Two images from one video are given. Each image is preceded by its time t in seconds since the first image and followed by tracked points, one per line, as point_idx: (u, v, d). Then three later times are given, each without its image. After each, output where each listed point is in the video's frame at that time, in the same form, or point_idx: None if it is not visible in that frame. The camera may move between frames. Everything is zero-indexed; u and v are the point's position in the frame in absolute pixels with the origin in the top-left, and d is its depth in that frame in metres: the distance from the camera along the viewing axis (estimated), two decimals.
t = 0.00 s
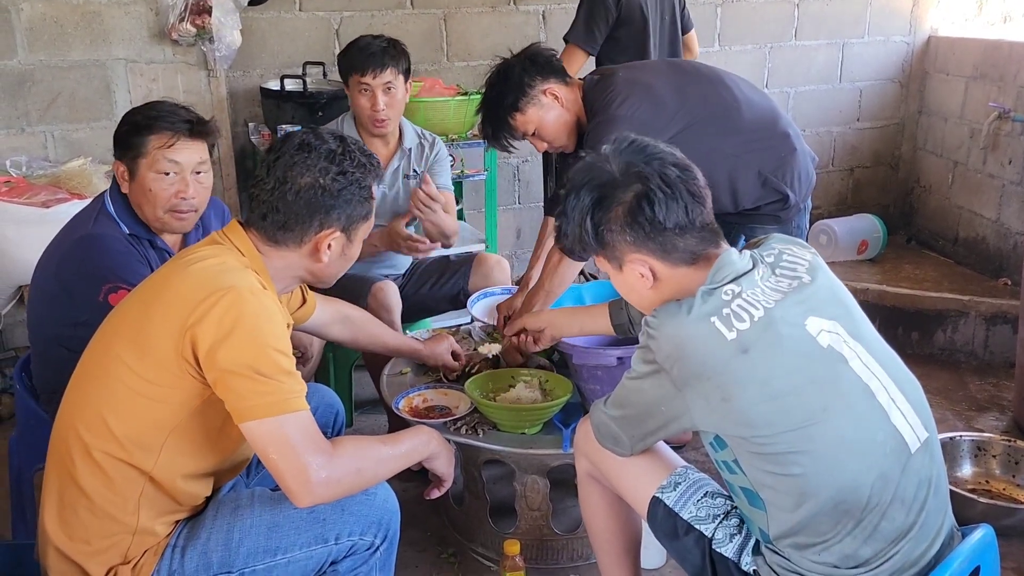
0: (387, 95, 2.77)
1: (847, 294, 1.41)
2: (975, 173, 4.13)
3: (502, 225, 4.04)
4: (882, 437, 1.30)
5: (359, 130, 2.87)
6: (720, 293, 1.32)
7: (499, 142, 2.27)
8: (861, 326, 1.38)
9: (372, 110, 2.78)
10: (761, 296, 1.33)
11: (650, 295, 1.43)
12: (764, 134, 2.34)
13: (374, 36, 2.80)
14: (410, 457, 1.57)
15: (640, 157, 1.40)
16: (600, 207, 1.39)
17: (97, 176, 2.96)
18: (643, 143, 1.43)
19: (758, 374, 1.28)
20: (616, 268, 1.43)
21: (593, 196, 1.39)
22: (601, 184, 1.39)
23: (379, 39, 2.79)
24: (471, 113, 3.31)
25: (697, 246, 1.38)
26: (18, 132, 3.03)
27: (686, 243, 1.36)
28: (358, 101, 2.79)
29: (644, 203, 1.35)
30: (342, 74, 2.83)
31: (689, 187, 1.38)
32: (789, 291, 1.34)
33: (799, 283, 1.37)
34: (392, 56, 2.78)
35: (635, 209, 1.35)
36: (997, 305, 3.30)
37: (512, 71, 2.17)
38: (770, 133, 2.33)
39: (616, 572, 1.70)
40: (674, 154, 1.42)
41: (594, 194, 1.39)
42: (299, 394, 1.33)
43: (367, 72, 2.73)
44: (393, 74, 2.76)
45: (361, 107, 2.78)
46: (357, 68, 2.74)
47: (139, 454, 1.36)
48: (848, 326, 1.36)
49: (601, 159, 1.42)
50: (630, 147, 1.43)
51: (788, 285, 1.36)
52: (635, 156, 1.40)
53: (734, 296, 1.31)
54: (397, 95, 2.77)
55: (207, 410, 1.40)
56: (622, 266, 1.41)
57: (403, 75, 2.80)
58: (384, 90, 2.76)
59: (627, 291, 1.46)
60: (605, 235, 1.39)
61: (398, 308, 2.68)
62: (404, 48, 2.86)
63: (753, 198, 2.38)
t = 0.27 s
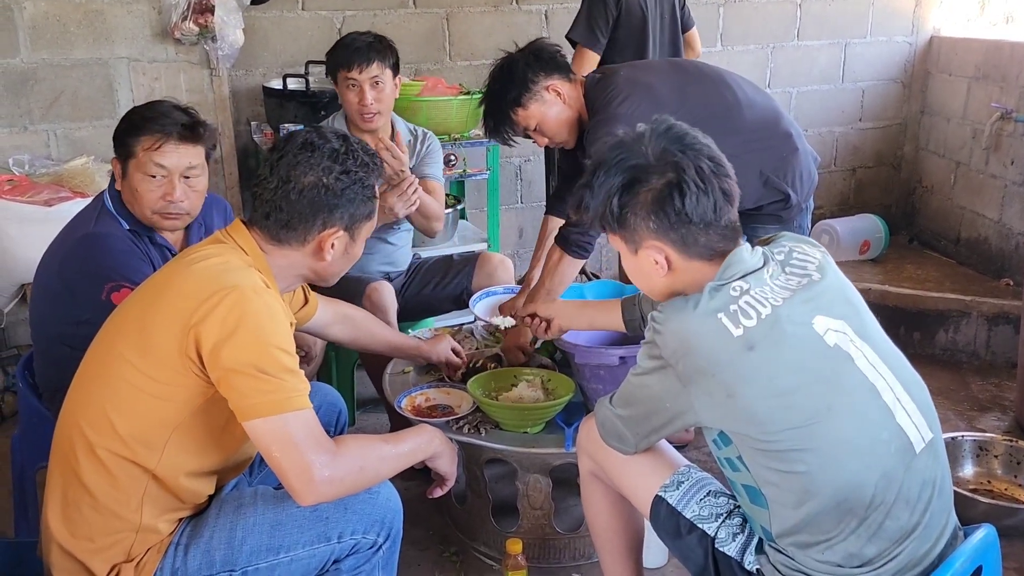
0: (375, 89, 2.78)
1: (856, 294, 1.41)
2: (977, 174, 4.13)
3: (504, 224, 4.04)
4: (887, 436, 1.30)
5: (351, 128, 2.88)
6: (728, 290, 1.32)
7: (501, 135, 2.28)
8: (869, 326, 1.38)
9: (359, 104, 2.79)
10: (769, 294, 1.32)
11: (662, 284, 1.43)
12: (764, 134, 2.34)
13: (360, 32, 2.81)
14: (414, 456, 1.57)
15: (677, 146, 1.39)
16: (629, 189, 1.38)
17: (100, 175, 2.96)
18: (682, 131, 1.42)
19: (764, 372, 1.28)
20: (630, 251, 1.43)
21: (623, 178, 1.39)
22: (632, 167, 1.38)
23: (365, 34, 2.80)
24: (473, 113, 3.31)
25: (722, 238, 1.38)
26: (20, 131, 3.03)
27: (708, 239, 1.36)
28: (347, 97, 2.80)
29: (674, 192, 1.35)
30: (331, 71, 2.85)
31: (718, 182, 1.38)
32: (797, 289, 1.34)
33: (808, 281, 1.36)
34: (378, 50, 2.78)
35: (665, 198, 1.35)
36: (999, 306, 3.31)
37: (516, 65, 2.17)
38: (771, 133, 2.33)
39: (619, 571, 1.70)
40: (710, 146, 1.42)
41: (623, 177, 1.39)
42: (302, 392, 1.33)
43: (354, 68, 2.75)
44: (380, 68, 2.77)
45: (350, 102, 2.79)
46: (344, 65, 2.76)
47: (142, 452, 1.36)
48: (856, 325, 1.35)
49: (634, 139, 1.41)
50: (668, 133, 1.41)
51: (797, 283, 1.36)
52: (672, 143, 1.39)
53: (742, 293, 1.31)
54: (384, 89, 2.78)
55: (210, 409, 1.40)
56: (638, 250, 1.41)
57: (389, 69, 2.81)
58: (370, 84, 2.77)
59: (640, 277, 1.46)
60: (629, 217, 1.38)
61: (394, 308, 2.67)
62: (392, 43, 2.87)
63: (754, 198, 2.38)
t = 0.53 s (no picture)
0: (367, 89, 2.78)
1: (869, 295, 1.41)
2: (979, 174, 4.13)
3: (506, 223, 4.05)
4: (894, 436, 1.29)
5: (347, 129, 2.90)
6: (738, 284, 1.33)
7: (503, 135, 2.29)
8: (879, 326, 1.38)
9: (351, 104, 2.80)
10: (779, 291, 1.33)
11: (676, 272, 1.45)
12: (765, 135, 2.34)
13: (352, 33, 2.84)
14: (417, 454, 1.57)
15: (715, 139, 1.38)
16: (657, 175, 1.38)
17: (103, 174, 2.97)
18: (722, 122, 1.41)
19: (772, 366, 1.29)
20: (649, 233, 1.44)
21: (653, 163, 1.39)
22: (667, 153, 1.38)
23: (357, 35, 2.82)
24: (475, 112, 3.32)
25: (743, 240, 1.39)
26: (24, 130, 3.04)
27: (727, 237, 1.38)
28: (340, 97, 2.82)
29: (702, 186, 1.35)
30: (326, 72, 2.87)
31: (750, 181, 1.38)
32: (808, 286, 1.35)
33: (821, 278, 1.37)
34: (370, 50, 2.80)
35: (691, 189, 1.35)
36: (1001, 306, 3.33)
37: (519, 66, 2.17)
38: (771, 134, 2.34)
39: (621, 569, 1.71)
40: (749, 144, 1.41)
41: (654, 163, 1.39)
42: (306, 390, 1.34)
43: (345, 68, 2.76)
44: (371, 68, 2.78)
45: (343, 102, 2.80)
46: (336, 65, 2.78)
47: (146, 449, 1.37)
48: (866, 325, 1.35)
49: (673, 125, 1.40)
50: (707, 122, 1.40)
51: (809, 280, 1.36)
52: (710, 135, 1.38)
53: (751, 289, 1.32)
54: (376, 88, 2.78)
55: (214, 407, 1.41)
56: (656, 233, 1.42)
57: (382, 68, 2.82)
58: (362, 84, 2.78)
59: (656, 264, 1.47)
60: (652, 200, 1.39)
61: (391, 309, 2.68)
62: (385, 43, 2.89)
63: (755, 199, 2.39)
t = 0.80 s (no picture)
0: (367, 90, 2.78)
1: (887, 296, 1.41)
2: (979, 172, 4.13)
3: (506, 222, 4.05)
4: (904, 433, 1.28)
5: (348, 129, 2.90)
6: (756, 272, 1.32)
7: (501, 133, 2.28)
8: (895, 325, 1.37)
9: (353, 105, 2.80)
10: (797, 282, 1.32)
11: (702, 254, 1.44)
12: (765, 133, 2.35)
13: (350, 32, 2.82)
14: (416, 453, 1.57)
15: (757, 129, 1.37)
16: (695, 157, 1.37)
17: (102, 173, 2.97)
18: (767, 114, 1.39)
19: (786, 356, 1.28)
20: (677, 214, 1.43)
21: (692, 146, 1.38)
22: (708, 137, 1.37)
23: (354, 35, 2.80)
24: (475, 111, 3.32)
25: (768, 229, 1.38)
26: (24, 129, 3.04)
27: (755, 228, 1.37)
28: (340, 98, 2.81)
29: (738, 173, 1.34)
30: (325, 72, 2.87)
31: (787, 173, 1.37)
32: (828, 281, 1.34)
33: (841, 274, 1.36)
34: (367, 50, 2.79)
35: (727, 176, 1.35)
36: (1001, 305, 3.31)
37: (517, 64, 2.17)
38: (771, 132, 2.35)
39: (621, 568, 1.71)
40: (789, 139, 1.39)
41: (693, 145, 1.38)
42: (305, 389, 1.34)
43: (344, 70, 2.76)
44: (371, 69, 2.77)
45: (343, 103, 2.80)
46: (335, 67, 2.77)
47: (145, 448, 1.37)
48: (882, 322, 1.35)
49: (718, 109, 1.39)
50: (752, 111, 1.39)
51: (830, 275, 1.36)
52: (753, 125, 1.37)
53: (770, 278, 1.32)
54: (376, 89, 2.78)
55: (213, 406, 1.41)
56: (684, 215, 1.42)
57: (381, 68, 2.81)
58: (362, 85, 2.77)
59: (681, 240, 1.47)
60: (686, 180, 1.38)
61: (390, 308, 2.67)
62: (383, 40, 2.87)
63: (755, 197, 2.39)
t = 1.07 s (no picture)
0: (388, 93, 2.78)
1: (904, 294, 1.40)
2: (978, 171, 4.13)
3: (505, 221, 4.05)
4: (913, 422, 1.27)
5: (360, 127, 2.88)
6: (776, 257, 1.32)
7: (502, 133, 2.28)
8: (909, 320, 1.36)
9: (371, 107, 2.79)
10: (815, 268, 1.32)
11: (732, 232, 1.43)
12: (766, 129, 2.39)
13: (371, 34, 2.80)
14: (416, 452, 1.57)
15: (810, 116, 1.37)
16: (743, 135, 1.37)
17: (102, 172, 2.97)
18: (818, 104, 1.40)
19: (802, 337, 1.27)
20: (712, 189, 1.42)
21: (740, 124, 1.38)
22: (759, 116, 1.37)
23: (378, 36, 2.79)
24: (475, 110, 3.32)
25: (780, 225, 1.38)
26: (24, 128, 3.04)
27: (789, 211, 1.36)
28: (357, 97, 2.79)
29: (785, 155, 1.34)
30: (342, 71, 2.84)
31: (829, 162, 1.38)
32: (846, 271, 1.34)
33: (860, 267, 1.36)
34: (390, 54, 2.78)
35: (775, 156, 1.34)
36: (1001, 303, 3.27)
37: (517, 63, 2.17)
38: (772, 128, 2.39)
39: (622, 566, 1.71)
40: (835, 131, 1.40)
41: (743, 123, 1.38)
42: (306, 388, 1.34)
43: (367, 71, 2.74)
44: (394, 73, 2.77)
45: (362, 105, 2.79)
46: (357, 67, 2.75)
47: (147, 447, 1.37)
48: (896, 315, 1.34)
49: (772, 92, 1.40)
50: (805, 98, 1.39)
51: (849, 266, 1.35)
52: (806, 112, 1.37)
53: (789, 262, 1.31)
54: (397, 93, 2.78)
55: (214, 405, 1.41)
56: (721, 190, 1.41)
57: (401, 71, 2.81)
58: (383, 88, 2.77)
59: (709, 216, 1.45)
60: (732, 157, 1.38)
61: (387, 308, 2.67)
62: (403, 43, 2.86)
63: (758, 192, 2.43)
